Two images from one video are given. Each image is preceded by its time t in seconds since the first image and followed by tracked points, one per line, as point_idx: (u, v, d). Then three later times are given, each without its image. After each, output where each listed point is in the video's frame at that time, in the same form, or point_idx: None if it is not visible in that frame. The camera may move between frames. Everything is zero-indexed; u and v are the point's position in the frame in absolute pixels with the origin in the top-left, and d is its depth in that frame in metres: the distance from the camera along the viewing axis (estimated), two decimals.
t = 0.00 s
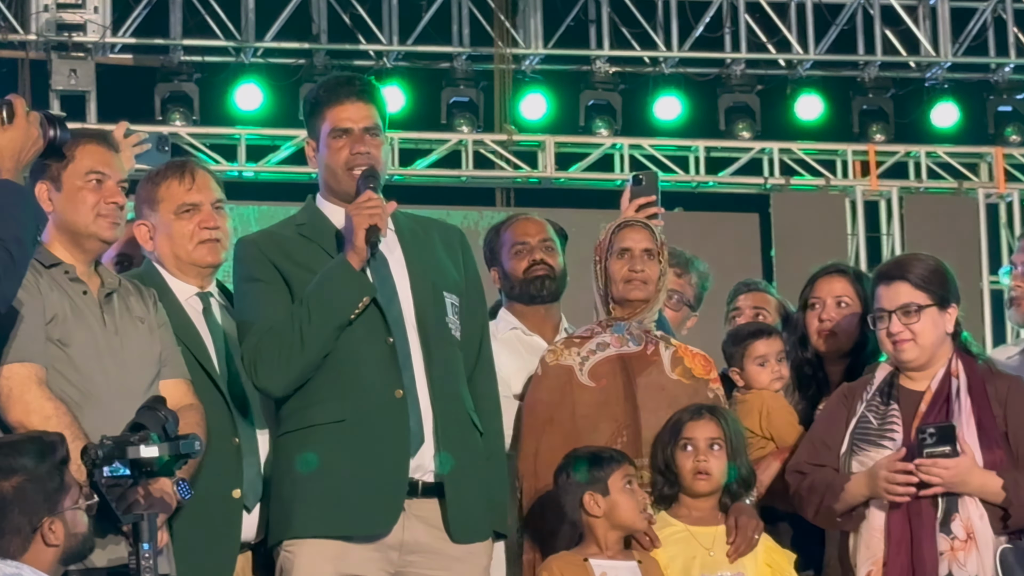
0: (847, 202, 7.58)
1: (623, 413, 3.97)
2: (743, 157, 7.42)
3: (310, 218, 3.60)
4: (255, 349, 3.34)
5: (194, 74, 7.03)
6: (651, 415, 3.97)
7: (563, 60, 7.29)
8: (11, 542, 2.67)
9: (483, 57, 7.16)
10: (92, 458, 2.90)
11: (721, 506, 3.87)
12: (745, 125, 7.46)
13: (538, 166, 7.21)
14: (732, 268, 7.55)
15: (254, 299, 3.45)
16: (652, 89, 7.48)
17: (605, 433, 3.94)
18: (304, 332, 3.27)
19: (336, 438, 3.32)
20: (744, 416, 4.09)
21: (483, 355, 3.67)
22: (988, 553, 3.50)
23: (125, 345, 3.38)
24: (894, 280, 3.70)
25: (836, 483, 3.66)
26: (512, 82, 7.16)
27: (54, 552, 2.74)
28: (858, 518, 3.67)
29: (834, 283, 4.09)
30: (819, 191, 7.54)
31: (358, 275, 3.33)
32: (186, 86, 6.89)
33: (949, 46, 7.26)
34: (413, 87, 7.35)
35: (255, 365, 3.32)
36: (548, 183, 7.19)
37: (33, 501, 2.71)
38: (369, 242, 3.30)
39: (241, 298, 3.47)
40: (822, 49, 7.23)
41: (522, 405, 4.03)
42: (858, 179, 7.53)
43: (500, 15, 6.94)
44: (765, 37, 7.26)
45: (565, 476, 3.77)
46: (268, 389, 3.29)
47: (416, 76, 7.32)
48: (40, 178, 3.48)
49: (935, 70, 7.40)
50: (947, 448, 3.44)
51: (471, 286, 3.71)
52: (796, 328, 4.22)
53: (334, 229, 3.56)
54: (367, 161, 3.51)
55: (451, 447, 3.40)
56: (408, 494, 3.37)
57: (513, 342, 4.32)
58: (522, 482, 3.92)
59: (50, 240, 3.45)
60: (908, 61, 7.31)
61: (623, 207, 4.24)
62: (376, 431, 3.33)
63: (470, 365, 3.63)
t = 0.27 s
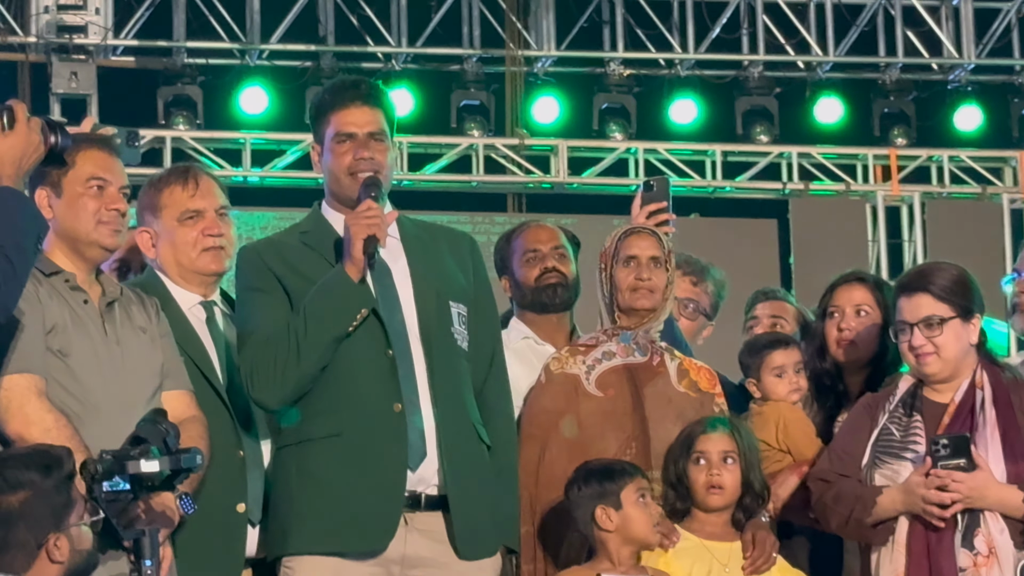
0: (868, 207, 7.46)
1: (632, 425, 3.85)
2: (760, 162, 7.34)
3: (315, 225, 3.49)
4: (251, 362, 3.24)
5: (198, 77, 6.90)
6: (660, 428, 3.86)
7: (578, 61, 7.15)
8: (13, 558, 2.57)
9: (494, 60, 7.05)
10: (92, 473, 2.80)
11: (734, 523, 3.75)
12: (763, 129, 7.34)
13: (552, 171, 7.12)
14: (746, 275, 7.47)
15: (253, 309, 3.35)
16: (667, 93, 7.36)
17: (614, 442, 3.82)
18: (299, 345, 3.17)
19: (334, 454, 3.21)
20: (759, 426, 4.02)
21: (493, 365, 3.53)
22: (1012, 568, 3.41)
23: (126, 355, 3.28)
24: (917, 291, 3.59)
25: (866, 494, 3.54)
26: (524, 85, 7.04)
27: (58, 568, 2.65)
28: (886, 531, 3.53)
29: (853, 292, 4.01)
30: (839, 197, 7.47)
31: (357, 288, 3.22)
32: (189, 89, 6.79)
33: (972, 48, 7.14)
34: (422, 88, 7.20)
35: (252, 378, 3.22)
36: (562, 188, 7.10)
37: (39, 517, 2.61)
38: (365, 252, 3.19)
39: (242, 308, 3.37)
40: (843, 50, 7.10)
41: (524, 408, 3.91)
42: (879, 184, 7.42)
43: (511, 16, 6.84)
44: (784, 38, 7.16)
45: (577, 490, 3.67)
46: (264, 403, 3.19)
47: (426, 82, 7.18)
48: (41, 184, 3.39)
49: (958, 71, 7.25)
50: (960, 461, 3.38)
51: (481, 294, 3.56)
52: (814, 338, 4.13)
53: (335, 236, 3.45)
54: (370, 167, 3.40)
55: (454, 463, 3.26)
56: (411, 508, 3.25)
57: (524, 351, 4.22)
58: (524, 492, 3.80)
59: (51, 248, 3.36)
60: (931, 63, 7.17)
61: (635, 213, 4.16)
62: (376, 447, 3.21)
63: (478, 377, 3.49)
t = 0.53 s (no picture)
0: (885, 210, 7.35)
1: (632, 436, 3.71)
2: (774, 163, 7.23)
3: (316, 228, 3.39)
4: (246, 370, 3.14)
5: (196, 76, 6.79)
6: (663, 439, 3.73)
7: (587, 61, 7.02)
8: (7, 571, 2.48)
9: (500, 58, 6.95)
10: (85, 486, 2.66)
11: (740, 536, 3.66)
12: (777, 130, 7.22)
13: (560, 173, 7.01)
14: (759, 276, 7.36)
15: (250, 316, 3.25)
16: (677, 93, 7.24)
17: (615, 455, 3.68)
18: (294, 353, 3.07)
19: (331, 465, 3.11)
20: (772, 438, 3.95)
21: (499, 372, 3.41)
22: None
23: (123, 362, 3.18)
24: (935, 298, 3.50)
25: (890, 506, 3.43)
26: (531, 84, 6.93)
27: None
28: (906, 542, 3.44)
29: (869, 297, 3.90)
30: (854, 199, 7.35)
31: (353, 294, 3.12)
32: (188, 90, 6.69)
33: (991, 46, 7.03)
34: (427, 88, 7.12)
35: (247, 387, 3.13)
36: (570, 190, 6.99)
37: (31, 528, 2.53)
38: (362, 258, 3.09)
39: (239, 314, 3.27)
40: (858, 49, 6.99)
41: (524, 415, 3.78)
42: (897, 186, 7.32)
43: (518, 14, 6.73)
44: (798, 37, 7.04)
45: (582, 500, 3.55)
46: (259, 412, 3.09)
47: (430, 77, 7.11)
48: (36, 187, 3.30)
49: (976, 71, 7.15)
50: (971, 472, 3.29)
51: (488, 298, 3.44)
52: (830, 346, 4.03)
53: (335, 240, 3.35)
54: (369, 170, 3.29)
55: (454, 472, 3.15)
56: (411, 520, 3.15)
57: (530, 358, 4.11)
58: (529, 503, 3.64)
59: (46, 252, 3.26)
60: (949, 62, 7.07)
61: (642, 216, 4.04)
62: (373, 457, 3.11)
63: (483, 384, 3.37)
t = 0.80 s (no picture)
0: (901, 211, 7.26)
1: (639, 444, 3.60)
2: (788, 164, 7.12)
3: (318, 231, 3.30)
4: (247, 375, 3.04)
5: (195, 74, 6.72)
6: (670, 447, 3.62)
7: (597, 58, 6.93)
8: None
9: (507, 56, 6.82)
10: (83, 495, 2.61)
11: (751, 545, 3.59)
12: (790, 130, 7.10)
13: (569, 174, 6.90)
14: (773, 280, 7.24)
15: (250, 320, 3.15)
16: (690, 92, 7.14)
17: (622, 465, 3.57)
18: (297, 357, 2.98)
19: (333, 472, 3.01)
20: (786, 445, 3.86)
21: (506, 378, 3.31)
22: None
23: (119, 368, 3.09)
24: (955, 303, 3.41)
25: (907, 523, 3.35)
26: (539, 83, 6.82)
27: None
28: (927, 553, 3.34)
29: (887, 300, 3.81)
30: (868, 199, 7.25)
31: (357, 297, 3.03)
32: (187, 89, 6.60)
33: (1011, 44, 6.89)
34: (430, 87, 6.92)
35: (248, 393, 3.03)
36: (580, 192, 6.89)
37: (21, 537, 2.40)
38: (368, 259, 3.00)
39: (240, 317, 3.17)
40: (875, 46, 6.89)
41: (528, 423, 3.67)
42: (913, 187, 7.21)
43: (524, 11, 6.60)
44: (812, 34, 6.92)
45: (588, 510, 3.45)
46: (260, 418, 3.00)
47: (434, 75, 6.92)
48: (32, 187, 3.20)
49: (996, 69, 7.03)
50: (992, 485, 3.15)
51: (493, 302, 3.34)
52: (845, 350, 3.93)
53: (337, 242, 3.25)
54: (376, 172, 3.21)
55: (461, 480, 3.06)
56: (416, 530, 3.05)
57: (539, 364, 4.02)
58: (536, 511, 3.53)
59: (40, 255, 3.16)
60: (968, 60, 6.96)
61: (650, 219, 3.94)
62: (378, 464, 3.02)
63: (489, 391, 3.28)
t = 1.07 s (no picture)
0: (922, 212, 6.87)
1: (654, 451, 3.48)
2: (805, 163, 6.71)
3: (320, 230, 3.18)
4: (255, 376, 2.93)
5: (194, 70, 6.36)
6: (687, 453, 3.50)
7: (607, 54, 6.61)
8: None
9: (515, 51, 6.49)
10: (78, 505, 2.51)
11: (768, 557, 3.49)
12: (808, 128, 6.75)
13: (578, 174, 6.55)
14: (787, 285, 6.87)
15: (254, 320, 3.03)
16: (703, 87, 6.76)
17: (637, 472, 3.45)
18: (311, 356, 2.87)
19: (345, 475, 2.90)
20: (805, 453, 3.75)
21: (512, 384, 3.20)
22: None
23: (116, 373, 2.97)
24: (981, 305, 3.30)
25: (931, 533, 3.25)
26: (547, 79, 6.49)
27: None
28: (948, 566, 3.24)
29: (910, 304, 3.72)
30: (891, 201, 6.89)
31: (371, 292, 2.92)
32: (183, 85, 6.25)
33: None
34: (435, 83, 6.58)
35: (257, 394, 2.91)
36: (589, 192, 6.54)
37: (14, 550, 2.31)
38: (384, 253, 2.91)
39: (243, 318, 3.05)
40: (895, 42, 6.54)
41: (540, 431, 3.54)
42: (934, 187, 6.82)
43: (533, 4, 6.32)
44: (830, 29, 6.58)
45: (597, 521, 3.33)
46: (270, 420, 2.88)
47: (442, 73, 6.61)
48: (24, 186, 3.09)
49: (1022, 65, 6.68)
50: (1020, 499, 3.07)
51: (499, 305, 3.23)
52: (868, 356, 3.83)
53: (346, 243, 3.15)
54: (383, 166, 3.10)
55: (474, 484, 2.95)
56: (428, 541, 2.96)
57: (547, 370, 3.90)
58: (545, 525, 3.42)
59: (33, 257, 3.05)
60: (991, 56, 6.61)
61: (665, 220, 3.84)
62: (390, 467, 2.91)
63: (497, 395, 3.16)
